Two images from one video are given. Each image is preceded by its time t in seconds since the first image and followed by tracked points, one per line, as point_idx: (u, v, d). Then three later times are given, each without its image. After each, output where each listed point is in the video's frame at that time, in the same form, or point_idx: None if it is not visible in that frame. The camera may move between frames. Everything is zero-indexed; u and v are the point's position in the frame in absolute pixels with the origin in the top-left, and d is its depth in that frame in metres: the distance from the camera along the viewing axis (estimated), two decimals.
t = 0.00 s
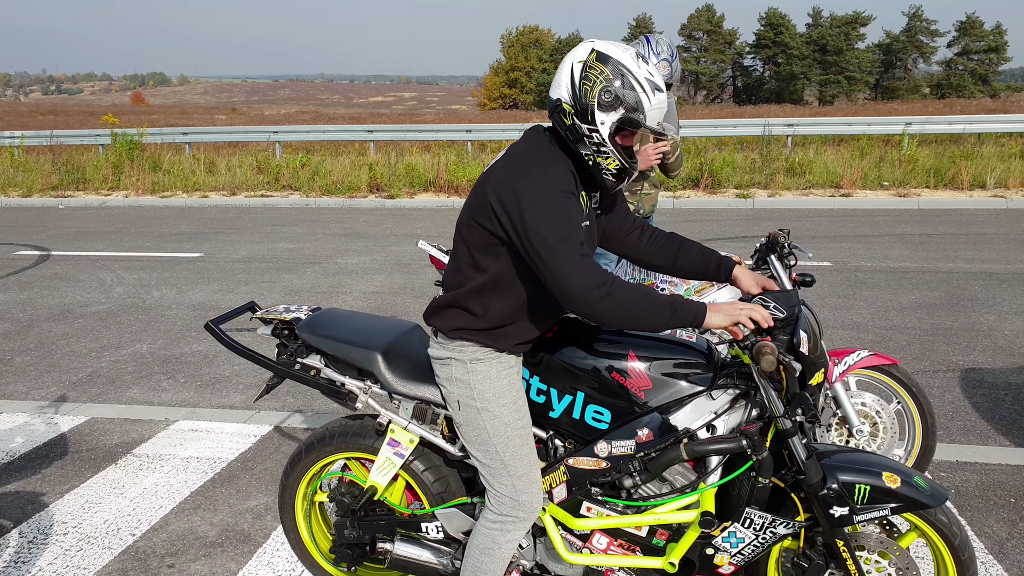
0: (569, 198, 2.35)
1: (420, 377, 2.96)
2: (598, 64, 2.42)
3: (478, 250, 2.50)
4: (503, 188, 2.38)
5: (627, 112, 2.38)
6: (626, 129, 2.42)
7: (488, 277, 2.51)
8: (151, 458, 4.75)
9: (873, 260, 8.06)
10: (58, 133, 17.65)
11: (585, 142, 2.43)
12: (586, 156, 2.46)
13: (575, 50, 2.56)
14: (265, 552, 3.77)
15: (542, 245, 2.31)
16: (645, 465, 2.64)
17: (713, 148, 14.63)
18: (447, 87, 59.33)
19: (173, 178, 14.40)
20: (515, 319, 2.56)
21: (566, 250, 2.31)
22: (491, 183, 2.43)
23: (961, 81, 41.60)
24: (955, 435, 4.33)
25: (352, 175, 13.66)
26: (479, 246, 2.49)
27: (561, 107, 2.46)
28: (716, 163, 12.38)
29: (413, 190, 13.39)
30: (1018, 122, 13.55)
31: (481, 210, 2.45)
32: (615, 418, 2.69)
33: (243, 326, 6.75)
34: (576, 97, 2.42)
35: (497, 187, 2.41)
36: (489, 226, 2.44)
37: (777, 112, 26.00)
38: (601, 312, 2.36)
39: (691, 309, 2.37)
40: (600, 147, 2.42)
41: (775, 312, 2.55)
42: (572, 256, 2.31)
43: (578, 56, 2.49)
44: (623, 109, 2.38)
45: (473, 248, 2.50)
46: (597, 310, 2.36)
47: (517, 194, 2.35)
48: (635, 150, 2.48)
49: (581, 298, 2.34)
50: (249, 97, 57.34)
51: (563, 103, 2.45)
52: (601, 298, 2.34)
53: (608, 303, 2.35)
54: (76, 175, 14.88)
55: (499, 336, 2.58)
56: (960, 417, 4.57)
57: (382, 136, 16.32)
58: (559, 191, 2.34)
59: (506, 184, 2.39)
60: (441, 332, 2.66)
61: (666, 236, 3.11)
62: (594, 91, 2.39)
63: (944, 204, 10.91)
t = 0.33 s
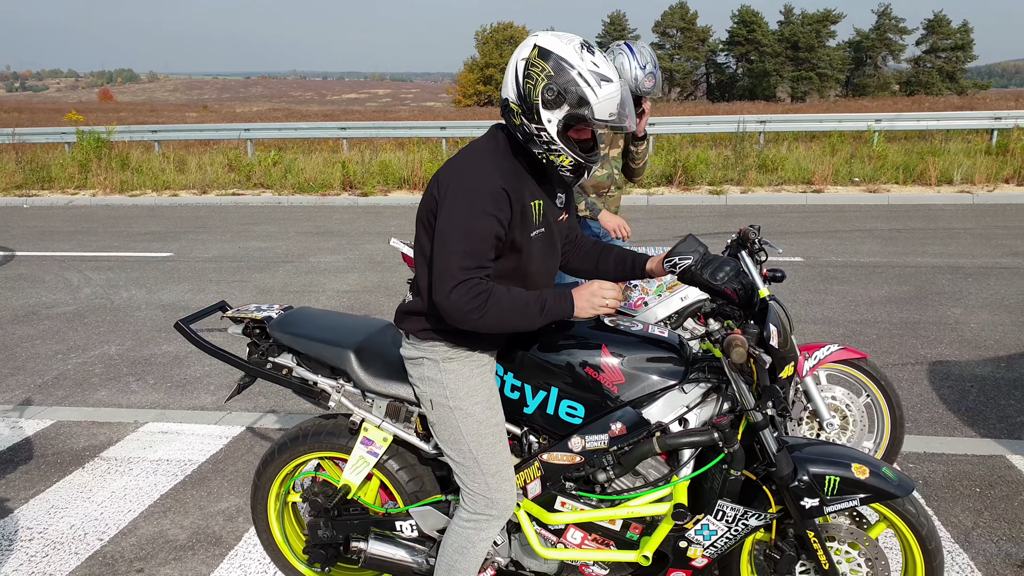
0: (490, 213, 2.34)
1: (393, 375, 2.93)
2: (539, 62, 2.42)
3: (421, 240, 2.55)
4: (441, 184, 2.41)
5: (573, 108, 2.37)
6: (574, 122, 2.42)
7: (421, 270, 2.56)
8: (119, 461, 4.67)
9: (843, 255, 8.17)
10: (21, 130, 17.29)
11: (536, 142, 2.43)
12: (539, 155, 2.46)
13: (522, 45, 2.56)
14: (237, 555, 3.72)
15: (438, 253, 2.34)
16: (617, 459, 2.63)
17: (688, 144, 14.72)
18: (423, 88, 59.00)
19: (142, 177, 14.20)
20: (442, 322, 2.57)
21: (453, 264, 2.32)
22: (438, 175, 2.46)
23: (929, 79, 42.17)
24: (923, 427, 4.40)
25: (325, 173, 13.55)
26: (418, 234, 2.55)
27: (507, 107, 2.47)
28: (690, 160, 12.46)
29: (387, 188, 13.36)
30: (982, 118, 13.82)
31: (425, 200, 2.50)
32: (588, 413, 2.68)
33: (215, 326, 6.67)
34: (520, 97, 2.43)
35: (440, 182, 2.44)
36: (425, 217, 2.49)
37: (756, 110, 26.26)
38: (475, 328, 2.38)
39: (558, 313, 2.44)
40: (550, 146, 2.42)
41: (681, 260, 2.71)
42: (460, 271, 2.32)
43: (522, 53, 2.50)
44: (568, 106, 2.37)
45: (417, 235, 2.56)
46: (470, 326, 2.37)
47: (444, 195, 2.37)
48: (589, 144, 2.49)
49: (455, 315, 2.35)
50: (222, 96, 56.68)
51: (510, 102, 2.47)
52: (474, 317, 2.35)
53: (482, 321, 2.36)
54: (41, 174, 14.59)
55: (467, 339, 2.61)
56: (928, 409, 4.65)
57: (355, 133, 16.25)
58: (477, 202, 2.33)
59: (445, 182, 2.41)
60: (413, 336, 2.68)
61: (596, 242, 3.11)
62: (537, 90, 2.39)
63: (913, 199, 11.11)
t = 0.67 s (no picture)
0: (460, 198, 2.35)
1: (368, 363, 2.92)
2: (497, 45, 2.37)
3: (387, 237, 2.52)
4: (401, 179, 2.38)
5: (534, 92, 2.37)
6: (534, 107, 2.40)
7: (392, 266, 2.54)
8: (95, 450, 4.62)
9: (818, 240, 8.24)
10: None
11: (494, 125, 2.40)
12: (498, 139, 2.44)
13: (469, 29, 2.51)
14: (214, 542, 3.71)
15: (418, 249, 2.34)
16: (592, 445, 2.66)
17: (666, 129, 14.72)
18: (400, 73, 58.40)
19: (114, 163, 13.97)
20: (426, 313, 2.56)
21: (438, 256, 2.33)
22: (394, 169, 2.43)
23: (905, 63, 41.97)
24: (893, 409, 4.48)
25: (300, 158, 13.40)
26: (383, 232, 2.52)
27: (465, 91, 2.42)
28: (668, 145, 12.47)
29: (363, 173, 13.25)
30: (956, 103, 13.95)
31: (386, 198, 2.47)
32: (563, 400, 2.70)
33: (190, 314, 6.61)
34: (481, 82, 2.38)
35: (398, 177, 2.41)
36: (389, 214, 2.46)
37: (738, 95, 26.29)
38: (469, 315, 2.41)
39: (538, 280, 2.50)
40: (510, 130, 2.39)
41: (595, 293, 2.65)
42: (446, 262, 2.33)
43: (476, 36, 2.43)
44: (529, 90, 2.36)
45: (381, 232, 2.53)
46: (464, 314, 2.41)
47: (408, 191, 2.35)
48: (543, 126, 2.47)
49: (448, 306, 2.38)
50: (194, 81, 55.78)
51: (468, 87, 2.41)
52: (468, 305, 2.38)
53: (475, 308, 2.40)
54: (9, 161, 14.30)
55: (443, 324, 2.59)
56: (899, 391, 4.73)
57: (330, 118, 16.06)
58: (446, 192, 2.33)
59: (405, 176, 2.38)
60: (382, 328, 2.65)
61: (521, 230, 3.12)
62: (497, 75, 2.35)
63: (887, 183, 11.23)
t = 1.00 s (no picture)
0: (430, 173, 2.33)
1: (347, 347, 2.91)
2: (482, 21, 2.37)
3: (356, 219, 2.49)
4: (367, 160, 2.35)
5: (520, 61, 2.45)
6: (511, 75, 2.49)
7: (364, 248, 2.53)
8: (73, 431, 4.58)
9: (798, 221, 8.30)
10: None
11: (483, 99, 2.44)
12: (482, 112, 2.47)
13: (434, 6, 2.42)
14: (195, 522, 3.70)
15: (394, 230, 2.32)
16: (571, 427, 2.67)
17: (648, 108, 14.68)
18: (381, 50, 57.66)
19: (89, 141, 13.72)
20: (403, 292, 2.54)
21: (416, 236, 2.32)
22: (359, 150, 2.40)
23: (886, 43, 42.05)
24: (869, 389, 4.55)
25: (279, 137, 13.24)
26: (353, 215, 2.49)
27: (454, 72, 2.38)
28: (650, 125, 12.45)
29: (343, 152, 13.11)
30: (936, 84, 14.03)
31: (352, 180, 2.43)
32: (542, 382, 2.71)
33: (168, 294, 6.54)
34: (472, 61, 2.37)
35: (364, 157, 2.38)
36: (358, 196, 2.44)
37: (720, 76, 26.28)
38: (450, 294, 2.41)
39: (525, 280, 2.52)
40: (497, 101, 2.46)
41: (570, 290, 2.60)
42: (424, 241, 2.32)
43: (455, 15, 2.38)
44: (516, 60, 2.44)
45: (350, 215, 2.50)
46: (445, 293, 2.41)
47: (376, 172, 2.32)
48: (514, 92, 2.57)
49: (429, 286, 2.37)
50: (170, 57, 54.74)
51: (457, 68, 2.37)
52: (449, 283, 2.38)
53: (455, 286, 2.40)
54: None
55: (424, 305, 2.58)
56: (875, 371, 4.81)
57: (310, 96, 15.83)
58: (416, 169, 2.31)
59: (371, 156, 2.35)
60: (360, 311, 2.63)
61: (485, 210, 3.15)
62: (490, 51, 2.37)
63: (867, 164, 11.31)
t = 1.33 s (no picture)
0: (404, 164, 2.32)
1: (330, 340, 2.90)
2: (460, 12, 2.37)
3: (332, 213, 2.48)
4: (342, 153, 2.34)
5: (495, 55, 2.45)
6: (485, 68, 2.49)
7: (342, 243, 2.52)
8: (52, 420, 4.54)
9: (779, 211, 8.35)
10: None
11: (458, 90, 2.43)
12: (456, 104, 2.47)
13: None
14: (175, 512, 3.69)
15: (370, 223, 2.32)
16: (555, 420, 2.70)
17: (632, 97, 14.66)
18: (363, 33, 57.04)
19: (66, 123, 13.49)
20: (382, 285, 2.53)
21: (391, 227, 2.31)
22: (334, 144, 2.39)
23: (867, 35, 41.89)
24: (847, 379, 4.62)
25: (260, 121, 13.09)
26: (330, 209, 2.48)
27: (430, 61, 2.37)
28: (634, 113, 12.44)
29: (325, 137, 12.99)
30: (915, 76, 14.12)
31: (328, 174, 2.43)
32: (526, 375, 2.72)
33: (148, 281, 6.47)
34: (449, 50, 2.36)
35: (339, 151, 2.37)
36: (334, 190, 2.43)
37: (706, 64, 26.22)
38: (427, 286, 2.40)
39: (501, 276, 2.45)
40: (472, 93, 2.46)
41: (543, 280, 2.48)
42: (400, 232, 2.31)
43: (432, 5, 2.37)
44: (492, 54, 2.44)
45: (327, 209, 2.49)
46: (422, 285, 2.40)
47: (351, 165, 2.31)
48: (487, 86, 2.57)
49: (406, 277, 2.36)
50: (149, 37, 53.83)
51: (434, 57, 2.36)
52: (426, 275, 2.37)
53: (433, 278, 2.39)
54: None
55: (407, 300, 2.58)
56: (853, 361, 4.87)
57: (292, 80, 15.65)
58: (391, 160, 2.30)
59: (346, 149, 2.35)
60: (343, 305, 2.62)
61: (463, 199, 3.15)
62: (467, 42, 2.36)
63: (848, 155, 11.40)
